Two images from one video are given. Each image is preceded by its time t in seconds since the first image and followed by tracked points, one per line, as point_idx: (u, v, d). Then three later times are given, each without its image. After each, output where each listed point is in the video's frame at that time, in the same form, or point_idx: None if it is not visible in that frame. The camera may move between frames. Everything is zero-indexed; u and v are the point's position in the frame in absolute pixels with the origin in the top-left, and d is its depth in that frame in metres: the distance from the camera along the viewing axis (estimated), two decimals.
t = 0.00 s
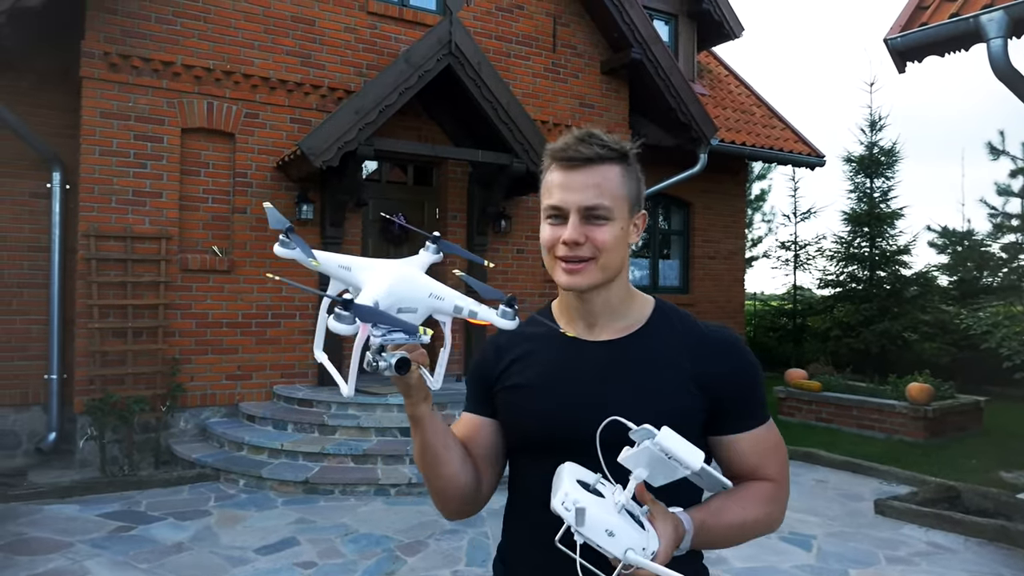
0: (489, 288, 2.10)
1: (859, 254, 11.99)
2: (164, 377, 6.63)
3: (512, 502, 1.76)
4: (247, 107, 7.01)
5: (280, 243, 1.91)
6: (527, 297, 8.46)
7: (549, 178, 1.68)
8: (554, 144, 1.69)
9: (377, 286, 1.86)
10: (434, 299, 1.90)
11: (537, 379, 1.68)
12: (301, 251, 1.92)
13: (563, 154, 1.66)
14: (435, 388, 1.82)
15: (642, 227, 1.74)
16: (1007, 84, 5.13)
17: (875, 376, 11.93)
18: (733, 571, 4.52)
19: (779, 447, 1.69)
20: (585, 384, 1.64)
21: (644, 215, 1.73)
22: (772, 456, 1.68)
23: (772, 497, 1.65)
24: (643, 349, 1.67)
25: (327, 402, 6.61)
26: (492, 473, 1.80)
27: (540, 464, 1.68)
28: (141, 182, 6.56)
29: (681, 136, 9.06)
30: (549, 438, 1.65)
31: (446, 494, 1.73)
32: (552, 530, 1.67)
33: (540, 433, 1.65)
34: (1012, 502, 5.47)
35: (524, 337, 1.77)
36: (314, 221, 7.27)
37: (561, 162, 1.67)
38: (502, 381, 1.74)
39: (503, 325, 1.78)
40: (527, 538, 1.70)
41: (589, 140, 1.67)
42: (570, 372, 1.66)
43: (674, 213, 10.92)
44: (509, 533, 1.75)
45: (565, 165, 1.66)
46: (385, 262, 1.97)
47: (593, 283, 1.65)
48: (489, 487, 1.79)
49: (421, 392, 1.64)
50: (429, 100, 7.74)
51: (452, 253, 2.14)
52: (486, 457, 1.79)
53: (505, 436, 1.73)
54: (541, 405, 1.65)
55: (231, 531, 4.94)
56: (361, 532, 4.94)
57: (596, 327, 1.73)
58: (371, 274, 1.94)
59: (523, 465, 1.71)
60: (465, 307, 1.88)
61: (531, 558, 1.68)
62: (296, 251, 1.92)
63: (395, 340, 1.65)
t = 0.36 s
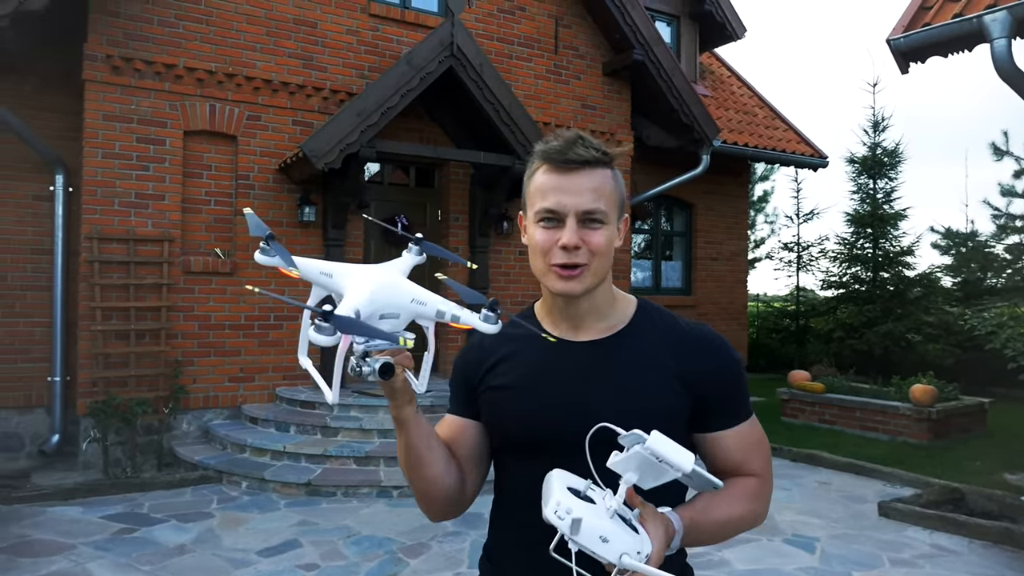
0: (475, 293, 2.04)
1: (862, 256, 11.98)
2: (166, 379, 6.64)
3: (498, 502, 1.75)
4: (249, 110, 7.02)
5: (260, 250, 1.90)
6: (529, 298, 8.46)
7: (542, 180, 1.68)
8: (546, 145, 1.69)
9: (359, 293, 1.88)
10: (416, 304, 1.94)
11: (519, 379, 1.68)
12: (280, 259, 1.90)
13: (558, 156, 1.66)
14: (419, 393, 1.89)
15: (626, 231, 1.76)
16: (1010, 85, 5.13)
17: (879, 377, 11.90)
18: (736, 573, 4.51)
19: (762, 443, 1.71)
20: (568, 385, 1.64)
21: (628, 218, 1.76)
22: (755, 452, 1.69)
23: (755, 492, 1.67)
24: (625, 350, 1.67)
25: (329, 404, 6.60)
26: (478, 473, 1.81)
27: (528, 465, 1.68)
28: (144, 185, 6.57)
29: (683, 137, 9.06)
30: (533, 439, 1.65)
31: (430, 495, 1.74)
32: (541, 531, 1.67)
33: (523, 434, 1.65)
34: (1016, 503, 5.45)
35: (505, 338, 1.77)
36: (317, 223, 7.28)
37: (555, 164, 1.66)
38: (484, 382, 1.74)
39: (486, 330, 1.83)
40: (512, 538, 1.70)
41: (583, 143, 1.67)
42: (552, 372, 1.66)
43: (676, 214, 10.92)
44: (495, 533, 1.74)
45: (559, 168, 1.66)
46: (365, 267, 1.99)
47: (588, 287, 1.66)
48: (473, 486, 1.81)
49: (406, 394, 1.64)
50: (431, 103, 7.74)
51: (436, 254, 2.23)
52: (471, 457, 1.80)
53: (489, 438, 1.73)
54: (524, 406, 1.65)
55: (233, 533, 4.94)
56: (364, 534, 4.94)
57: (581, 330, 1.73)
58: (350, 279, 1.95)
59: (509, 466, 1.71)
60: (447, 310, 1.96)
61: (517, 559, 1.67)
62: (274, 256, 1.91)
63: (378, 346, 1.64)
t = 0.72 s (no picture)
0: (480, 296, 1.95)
1: (864, 255, 11.97)
2: (168, 378, 6.63)
3: (495, 503, 1.74)
4: (251, 109, 7.02)
5: (263, 240, 1.92)
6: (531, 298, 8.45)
7: (539, 178, 1.67)
8: (543, 143, 1.68)
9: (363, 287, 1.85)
10: (419, 303, 1.89)
11: (515, 379, 1.68)
12: (286, 251, 1.91)
13: (556, 154, 1.65)
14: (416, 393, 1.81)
15: (621, 230, 1.76)
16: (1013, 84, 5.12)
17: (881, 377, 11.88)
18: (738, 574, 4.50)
19: (758, 442, 1.70)
20: (563, 385, 1.64)
21: (623, 219, 1.76)
22: (751, 451, 1.69)
23: (751, 491, 1.66)
24: (620, 349, 1.67)
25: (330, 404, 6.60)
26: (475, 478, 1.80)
27: (525, 466, 1.67)
28: (145, 184, 6.57)
29: (685, 137, 9.06)
30: (529, 440, 1.64)
31: (425, 497, 1.74)
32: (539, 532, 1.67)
33: (518, 435, 1.65)
34: (1019, 504, 5.43)
35: (499, 339, 1.76)
36: (318, 223, 7.27)
37: (553, 163, 1.65)
38: (479, 383, 1.74)
39: (488, 332, 1.75)
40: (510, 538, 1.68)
41: (580, 142, 1.66)
42: (547, 373, 1.66)
43: (678, 213, 10.90)
44: (492, 534, 1.73)
45: (557, 166, 1.65)
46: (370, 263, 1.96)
47: (584, 287, 1.66)
48: (468, 489, 1.81)
49: (401, 394, 1.64)
50: (433, 103, 7.74)
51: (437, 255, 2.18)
52: (466, 460, 1.81)
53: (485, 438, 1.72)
54: (521, 407, 1.65)
55: (235, 533, 4.93)
56: (366, 534, 4.93)
57: (576, 329, 1.73)
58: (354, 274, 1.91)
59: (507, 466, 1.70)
60: (450, 311, 1.89)
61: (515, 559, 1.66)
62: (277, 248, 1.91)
63: (378, 343, 1.63)
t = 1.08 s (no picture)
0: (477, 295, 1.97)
1: (867, 255, 11.96)
2: (169, 378, 6.63)
3: (494, 506, 1.75)
4: (252, 109, 7.02)
5: (265, 232, 1.83)
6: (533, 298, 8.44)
7: (540, 177, 1.66)
8: (545, 142, 1.67)
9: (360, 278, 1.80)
10: (417, 298, 1.86)
11: (513, 380, 1.68)
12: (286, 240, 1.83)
13: (558, 153, 1.64)
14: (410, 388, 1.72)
15: (623, 229, 1.76)
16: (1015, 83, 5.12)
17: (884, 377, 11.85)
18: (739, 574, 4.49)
19: (762, 447, 1.68)
20: (562, 386, 1.64)
21: (625, 219, 1.75)
22: (755, 455, 1.67)
23: (755, 499, 1.63)
24: (620, 350, 1.67)
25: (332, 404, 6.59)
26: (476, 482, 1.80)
27: (524, 467, 1.67)
28: (147, 184, 6.57)
29: (687, 137, 9.05)
30: (527, 441, 1.64)
31: (424, 499, 1.74)
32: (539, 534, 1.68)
33: (517, 435, 1.65)
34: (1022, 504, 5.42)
35: (497, 340, 1.77)
36: (320, 223, 7.28)
37: (554, 162, 1.64)
38: (480, 385, 1.75)
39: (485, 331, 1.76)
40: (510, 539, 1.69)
41: (582, 141, 1.65)
42: (544, 374, 1.66)
43: (680, 213, 10.90)
44: (491, 539, 1.74)
45: (558, 165, 1.64)
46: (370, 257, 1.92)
47: (583, 288, 1.65)
48: (467, 494, 1.81)
49: (399, 392, 1.64)
50: (435, 102, 7.74)
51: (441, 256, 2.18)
52: (465, 464, 1.81)
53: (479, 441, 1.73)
54: (519, 408, 1.65)
55: (236, 533, 4.93)
56: (367, 534, 4.93)
57: (575, 330, 1.73)
58: (352, 266, 1.85)
59: (506, 467, 1.70)
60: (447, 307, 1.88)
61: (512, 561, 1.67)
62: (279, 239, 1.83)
63: (374, 336, 1.62)
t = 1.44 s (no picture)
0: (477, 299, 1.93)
1: (871, 256, 11.94)
2: (173, 381, 6.65)
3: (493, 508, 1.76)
4: (255, 112, 7.03)
5: (264, 234, 1.84)
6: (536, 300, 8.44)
7: (541, 173, 1.66)
8: (548, 138, 1.66)
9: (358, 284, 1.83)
10: (414, 302, 1.89)
11: (512, 384, 1.68)
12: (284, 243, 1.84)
13: (560, 150, 1.64)
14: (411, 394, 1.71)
15: (624, 228, 1.75)
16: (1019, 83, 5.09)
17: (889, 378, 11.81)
18: None
19: (765, 445, 1.67)
20: (561, 389, 1.64)
21: (627, 218, 1.75)
22: (758, 454, 1.66)
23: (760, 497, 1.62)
24: (621, 351, 1.66)
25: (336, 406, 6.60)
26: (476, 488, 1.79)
27: (523, 470, 1.68)
28: (150, 187, 6.59)
29: (690, 138, 9.05)
30: (527, 444, 1.65)
31: (423, 504, 1.72)
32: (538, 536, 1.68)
33: (516, 439, 1.66)
34: None
35: (497, 343, 1.77)
36: (323, 225, 7.30)
37: (556, 158, 1.64)
38: (479, 389, 1.75)
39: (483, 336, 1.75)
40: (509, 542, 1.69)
41: (585, 138, 1.65)
42: (543, 378, 1.66)
43: (684, 214, 10.88)
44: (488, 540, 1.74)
45: (560, 162, 1.64)
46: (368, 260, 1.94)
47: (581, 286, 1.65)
48: (468, 499, 1.80)
49: (396, 397, 1.63)
50: (437, 105, 7.74)
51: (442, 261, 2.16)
52: (466, 469, 1.81)
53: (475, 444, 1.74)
54: (519, 411, 1.66)
55: (240, 535, 4.93)
56: (371, 537, 4.93)
57: (574, 329, 1.73)
58: (350, 269, 1.87)
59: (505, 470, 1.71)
60: (445, 313, 1.91)
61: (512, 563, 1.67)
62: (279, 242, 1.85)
63: (371, 341, 1.65)
